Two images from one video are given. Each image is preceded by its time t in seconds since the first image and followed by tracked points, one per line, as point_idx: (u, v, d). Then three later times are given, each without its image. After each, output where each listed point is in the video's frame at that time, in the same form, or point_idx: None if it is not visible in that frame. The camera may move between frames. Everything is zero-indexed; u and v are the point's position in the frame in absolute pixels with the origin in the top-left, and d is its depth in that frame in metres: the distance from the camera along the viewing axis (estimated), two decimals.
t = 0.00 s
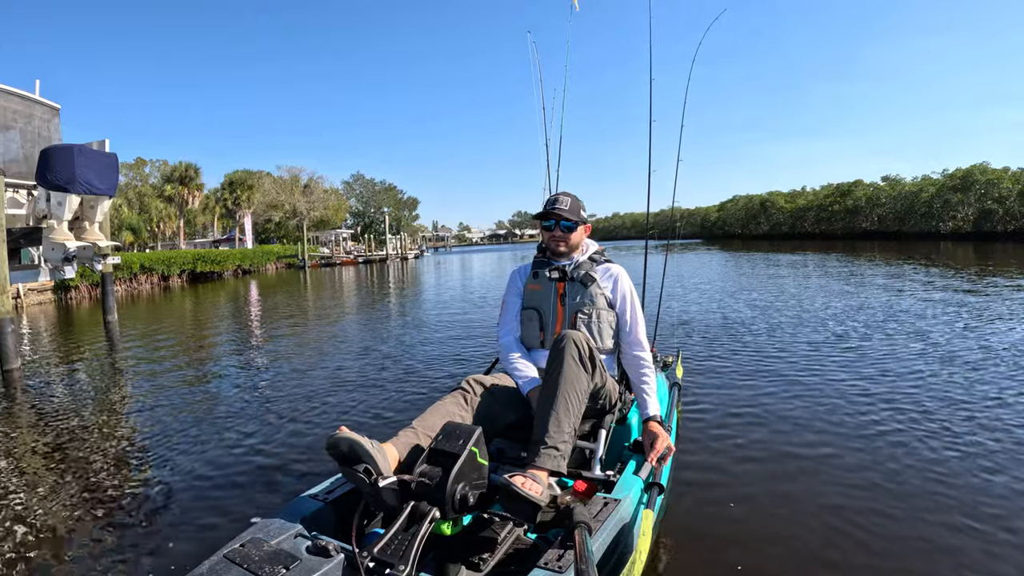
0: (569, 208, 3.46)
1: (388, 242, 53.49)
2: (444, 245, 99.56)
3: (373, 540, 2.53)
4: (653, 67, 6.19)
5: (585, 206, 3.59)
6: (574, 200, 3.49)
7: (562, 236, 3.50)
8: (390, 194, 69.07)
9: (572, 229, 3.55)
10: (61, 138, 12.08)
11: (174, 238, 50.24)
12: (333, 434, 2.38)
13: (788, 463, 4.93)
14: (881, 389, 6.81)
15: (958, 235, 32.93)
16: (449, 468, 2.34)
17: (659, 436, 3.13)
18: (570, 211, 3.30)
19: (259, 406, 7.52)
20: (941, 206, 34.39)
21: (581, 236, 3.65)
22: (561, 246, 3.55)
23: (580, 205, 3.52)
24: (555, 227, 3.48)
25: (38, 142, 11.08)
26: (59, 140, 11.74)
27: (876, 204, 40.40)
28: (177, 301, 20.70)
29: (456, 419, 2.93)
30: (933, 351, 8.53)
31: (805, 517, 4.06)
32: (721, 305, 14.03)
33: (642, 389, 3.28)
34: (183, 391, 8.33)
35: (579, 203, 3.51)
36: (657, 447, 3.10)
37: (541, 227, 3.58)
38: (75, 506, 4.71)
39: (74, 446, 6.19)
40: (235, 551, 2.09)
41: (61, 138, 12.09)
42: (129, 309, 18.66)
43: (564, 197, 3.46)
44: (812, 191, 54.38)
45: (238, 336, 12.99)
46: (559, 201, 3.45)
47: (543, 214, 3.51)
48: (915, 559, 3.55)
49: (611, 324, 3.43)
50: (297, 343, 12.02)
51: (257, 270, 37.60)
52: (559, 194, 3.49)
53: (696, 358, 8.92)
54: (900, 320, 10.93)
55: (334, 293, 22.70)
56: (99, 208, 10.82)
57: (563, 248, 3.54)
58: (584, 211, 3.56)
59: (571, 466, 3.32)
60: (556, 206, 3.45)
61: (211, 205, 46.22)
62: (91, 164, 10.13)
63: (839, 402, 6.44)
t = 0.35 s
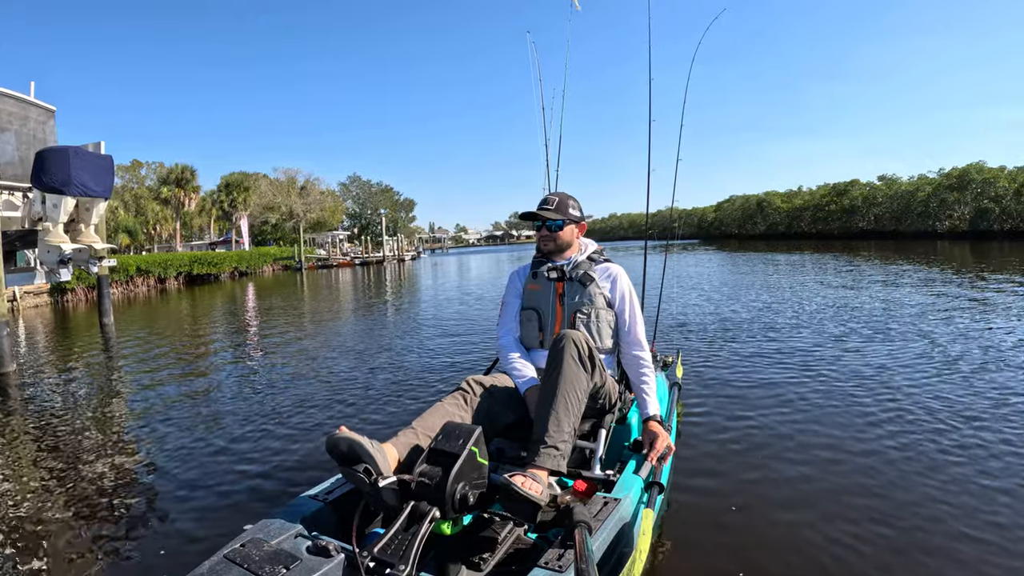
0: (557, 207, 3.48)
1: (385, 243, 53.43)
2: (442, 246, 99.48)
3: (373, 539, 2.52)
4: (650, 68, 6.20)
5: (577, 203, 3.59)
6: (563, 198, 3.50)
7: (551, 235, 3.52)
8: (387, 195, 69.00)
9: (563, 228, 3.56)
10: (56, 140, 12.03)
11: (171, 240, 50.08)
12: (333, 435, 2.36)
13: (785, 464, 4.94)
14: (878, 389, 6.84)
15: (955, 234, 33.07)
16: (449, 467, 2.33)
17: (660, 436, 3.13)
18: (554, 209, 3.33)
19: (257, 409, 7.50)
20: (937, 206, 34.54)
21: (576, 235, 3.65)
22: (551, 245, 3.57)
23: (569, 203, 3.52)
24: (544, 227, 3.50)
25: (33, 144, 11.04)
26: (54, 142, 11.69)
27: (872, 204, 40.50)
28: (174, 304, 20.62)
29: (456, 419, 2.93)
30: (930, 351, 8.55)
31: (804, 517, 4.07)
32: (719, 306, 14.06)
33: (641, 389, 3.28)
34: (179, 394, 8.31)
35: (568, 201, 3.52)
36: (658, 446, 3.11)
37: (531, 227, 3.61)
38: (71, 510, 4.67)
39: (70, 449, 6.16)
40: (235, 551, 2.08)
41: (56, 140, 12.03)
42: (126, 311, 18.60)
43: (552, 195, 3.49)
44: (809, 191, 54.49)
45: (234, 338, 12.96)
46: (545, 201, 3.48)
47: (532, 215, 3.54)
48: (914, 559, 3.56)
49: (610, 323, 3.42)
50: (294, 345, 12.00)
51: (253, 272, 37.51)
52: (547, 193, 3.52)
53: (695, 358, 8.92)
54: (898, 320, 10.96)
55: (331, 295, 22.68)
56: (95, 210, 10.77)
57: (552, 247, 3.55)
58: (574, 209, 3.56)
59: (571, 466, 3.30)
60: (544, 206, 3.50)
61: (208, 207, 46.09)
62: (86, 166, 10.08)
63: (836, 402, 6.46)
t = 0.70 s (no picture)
0: (571, 209, 3.48)
1: (382, 244, 53.36)
2: (438, 247, 99.36)
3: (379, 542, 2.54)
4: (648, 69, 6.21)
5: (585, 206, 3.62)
6: (575, 200, 3.51)
7: (564, 236, 3.52)
8: (383, 196, 68.91)
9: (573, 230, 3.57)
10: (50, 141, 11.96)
11: (166, 241, 49.89)
12: (329, 461, 2.34)
13: (784, 465, 4.96)
14: (876, 390, 6.87)
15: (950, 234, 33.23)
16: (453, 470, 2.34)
17: (664, 437, 3.11)
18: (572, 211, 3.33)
19: (255, 410, 7.48)
20: (933, 206, 34.73)
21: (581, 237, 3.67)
22: (562, 247, 3.57)
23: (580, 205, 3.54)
24: (557, 227, 3.50)
25: (28, 144, 10.97)
26: (49, 143, 11.63)
27: (868, 204, 40.63)
28: (169, 304, 20.54)
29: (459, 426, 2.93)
30: (927, 351, 8.60)
31: (803, 518, 4.09)
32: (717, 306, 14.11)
33: (643, 390, 3.27)
34: (176, 395, 8.28)
35: (579, 204, 3.54)
36: (661, 447, 3.09)
37: (543, 229, 3.59)
38: (68, 513, 4.64)
39: (66, 451, 6.13)
40: (239, 556, 2.07)
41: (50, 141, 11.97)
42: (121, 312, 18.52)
43: (565, 197, 3.49)
44: (804, 191, 54.66)
45: (231, 339, 12.93)
46: (561, 202, 3.47)
47: (544, 217, 3.53)
48: (913, 560, 3.57)
49: (610, 323, 3.42)
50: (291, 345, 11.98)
51: (249, 272, 37.40)
52: (559, 195, 3.51)
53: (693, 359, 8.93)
54: (895, 321, 11.00)
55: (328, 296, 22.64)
56: (90, 211, 10.73)
57: (565, 249, 3.55)
58: (584, 211, 3.58)
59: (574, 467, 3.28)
60: (557, 207, 3.48)
61: (204, 208, 45.93)
62: (81, 167, 10.03)
63: (835, 403, 6.48)
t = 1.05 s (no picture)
0: (579, 209, 3.47)
1: (380, 244, 53.31)
2: (435, 247, 99.29)
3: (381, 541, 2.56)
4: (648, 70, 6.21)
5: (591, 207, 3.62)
6: (584, 201, 3.51)
7: (571, 236, 3.52)
8: (381, 196, 68.83)
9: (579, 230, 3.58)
10: (47, 141, 11.92)
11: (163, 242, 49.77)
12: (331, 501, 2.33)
13: (782, 466, 4.97)
14: (873, 391, 6.90)
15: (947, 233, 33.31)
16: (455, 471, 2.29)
17: (664, 436, 3.10)
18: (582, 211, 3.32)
19: (254, 411, 7.48)
20: (931, 205, 34.83)
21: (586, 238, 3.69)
22: (568, 246, 3.57)
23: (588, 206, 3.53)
24: (565, 227, 3.50)
25: (24, 145, 10.93)
26: (45, 143, 11.59)
27: (866, 204, 40.70)
28: (167, 305, 20.49)
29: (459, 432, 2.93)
30: (924, 352, 8.63)
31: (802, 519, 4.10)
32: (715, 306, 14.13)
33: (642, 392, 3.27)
34: (174, 396, 8.27)
35: (588, 205, 3.53)
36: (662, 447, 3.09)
37: (549, 226, 3.58)
38: (65, 514, 4.62)
39: (64, 452, 6.11)
40: (240, 556, 2.07)
41: (46, 141, 11.92)
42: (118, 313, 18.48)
43: (575, 198, 3.48)
44: (802, 191, 54.76)
45: (229, 339, 12.91)
46: (570, 201, 3.46)
47: (552, 215, 3.52)
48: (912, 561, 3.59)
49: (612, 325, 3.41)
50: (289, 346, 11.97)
51: (247, 273, 37.33)
52: (568, 195, 3.50)
53: (692, 360, 8.93)
54: (894, 321, 11.00)
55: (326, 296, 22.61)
56: (87, 212, 10.70)
57: (571, 249, 3.55)
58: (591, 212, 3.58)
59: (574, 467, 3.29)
60: (566, 206, 3.47)
61: (201, 208, 45.81)
62: (77, 167, 10.00)
63: (832, 404, 6.51)
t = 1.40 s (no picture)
0: (583, 207, 3.48)
1: (379, 244, 53.29)
2: (435, 247, 99.28)
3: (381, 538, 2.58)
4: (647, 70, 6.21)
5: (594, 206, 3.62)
6: (587, 199, 3.51)
7: (575, 234, 3.53)
8: (381, 196, 68.80)
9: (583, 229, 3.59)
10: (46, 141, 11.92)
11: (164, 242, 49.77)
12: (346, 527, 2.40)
13: (781, 465, 4.97)
14: (873, 391, 6.90)
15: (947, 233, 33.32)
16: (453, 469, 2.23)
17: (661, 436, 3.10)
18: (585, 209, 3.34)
19: (253, 410, 7.48)
20: (931, 205, 34.84)
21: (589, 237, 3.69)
22: (571, 245, 3.57)
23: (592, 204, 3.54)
24: (568, 225, 3.50)
25: (24, 144, 10.92)
26: (45, 143, 11.58)
27: (867, 204, 40.70)
28: (167, 304, 20.48)
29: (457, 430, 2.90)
30: (924, 352, 8.63)
31: (801, 518, 4.09)
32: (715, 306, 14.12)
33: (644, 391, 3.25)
34: (174, 395, 8.27)
35: (591, 203, 3.54)
36: (660, 447, 3.09)
37: (552, 224, 3.59)
38: (63, 512, 4.62)
39: (63, 451, 6.11)
40: (236, 552, 2.07)
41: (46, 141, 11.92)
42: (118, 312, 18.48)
43: (578, 196, 3.49)
44: (802, 191, 54.78)
45: (228, 338, 12.91)
46: (573, 199, 3.48)
47: (555, 213, 3.53)
48: (909, 561, 3.58)
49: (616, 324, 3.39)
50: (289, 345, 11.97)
51: (247, 273, 37.32)
52: (571, 193, 3.51)
53: (692, 360, 8.92)
54: (894, 321, 10.99)
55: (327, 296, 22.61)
56: (87, 211, 10.70)
57: (574, 248, 3.56)
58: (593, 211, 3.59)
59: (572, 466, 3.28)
60: (569, 204, 3.48)
61: (201, 207, 45.80)
62: (76, 166, 10.00)
63: (831, 404, 6.51)
